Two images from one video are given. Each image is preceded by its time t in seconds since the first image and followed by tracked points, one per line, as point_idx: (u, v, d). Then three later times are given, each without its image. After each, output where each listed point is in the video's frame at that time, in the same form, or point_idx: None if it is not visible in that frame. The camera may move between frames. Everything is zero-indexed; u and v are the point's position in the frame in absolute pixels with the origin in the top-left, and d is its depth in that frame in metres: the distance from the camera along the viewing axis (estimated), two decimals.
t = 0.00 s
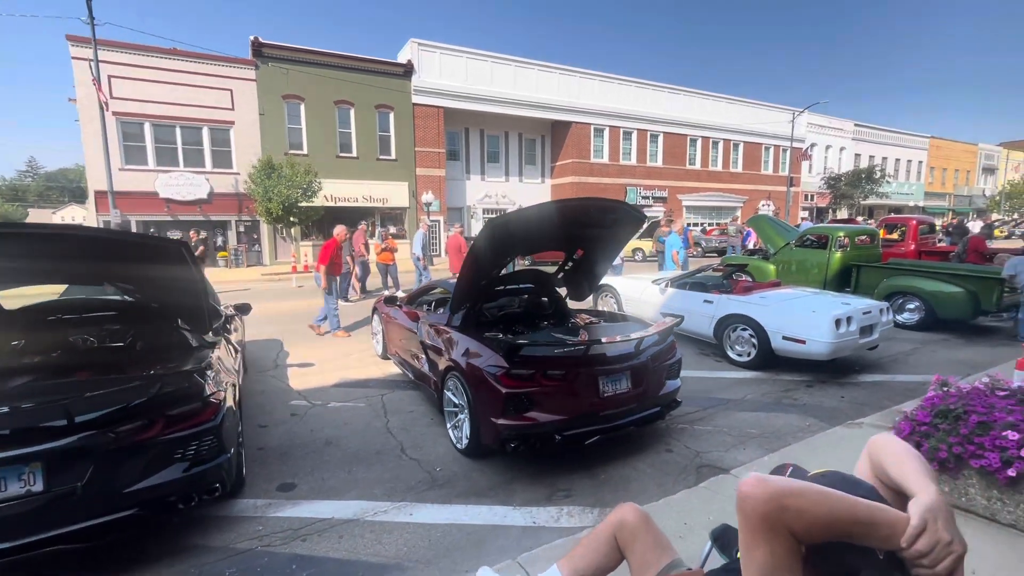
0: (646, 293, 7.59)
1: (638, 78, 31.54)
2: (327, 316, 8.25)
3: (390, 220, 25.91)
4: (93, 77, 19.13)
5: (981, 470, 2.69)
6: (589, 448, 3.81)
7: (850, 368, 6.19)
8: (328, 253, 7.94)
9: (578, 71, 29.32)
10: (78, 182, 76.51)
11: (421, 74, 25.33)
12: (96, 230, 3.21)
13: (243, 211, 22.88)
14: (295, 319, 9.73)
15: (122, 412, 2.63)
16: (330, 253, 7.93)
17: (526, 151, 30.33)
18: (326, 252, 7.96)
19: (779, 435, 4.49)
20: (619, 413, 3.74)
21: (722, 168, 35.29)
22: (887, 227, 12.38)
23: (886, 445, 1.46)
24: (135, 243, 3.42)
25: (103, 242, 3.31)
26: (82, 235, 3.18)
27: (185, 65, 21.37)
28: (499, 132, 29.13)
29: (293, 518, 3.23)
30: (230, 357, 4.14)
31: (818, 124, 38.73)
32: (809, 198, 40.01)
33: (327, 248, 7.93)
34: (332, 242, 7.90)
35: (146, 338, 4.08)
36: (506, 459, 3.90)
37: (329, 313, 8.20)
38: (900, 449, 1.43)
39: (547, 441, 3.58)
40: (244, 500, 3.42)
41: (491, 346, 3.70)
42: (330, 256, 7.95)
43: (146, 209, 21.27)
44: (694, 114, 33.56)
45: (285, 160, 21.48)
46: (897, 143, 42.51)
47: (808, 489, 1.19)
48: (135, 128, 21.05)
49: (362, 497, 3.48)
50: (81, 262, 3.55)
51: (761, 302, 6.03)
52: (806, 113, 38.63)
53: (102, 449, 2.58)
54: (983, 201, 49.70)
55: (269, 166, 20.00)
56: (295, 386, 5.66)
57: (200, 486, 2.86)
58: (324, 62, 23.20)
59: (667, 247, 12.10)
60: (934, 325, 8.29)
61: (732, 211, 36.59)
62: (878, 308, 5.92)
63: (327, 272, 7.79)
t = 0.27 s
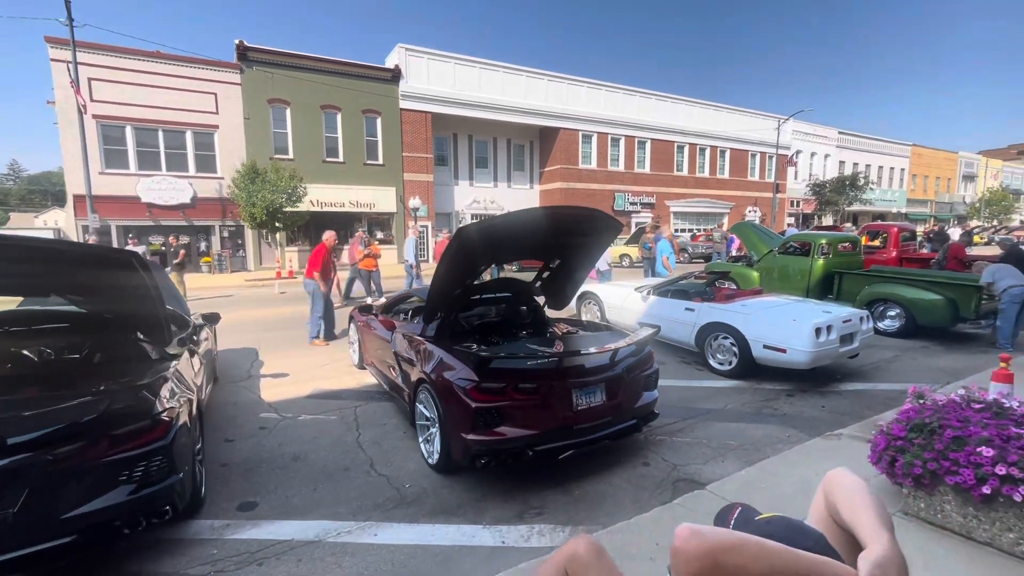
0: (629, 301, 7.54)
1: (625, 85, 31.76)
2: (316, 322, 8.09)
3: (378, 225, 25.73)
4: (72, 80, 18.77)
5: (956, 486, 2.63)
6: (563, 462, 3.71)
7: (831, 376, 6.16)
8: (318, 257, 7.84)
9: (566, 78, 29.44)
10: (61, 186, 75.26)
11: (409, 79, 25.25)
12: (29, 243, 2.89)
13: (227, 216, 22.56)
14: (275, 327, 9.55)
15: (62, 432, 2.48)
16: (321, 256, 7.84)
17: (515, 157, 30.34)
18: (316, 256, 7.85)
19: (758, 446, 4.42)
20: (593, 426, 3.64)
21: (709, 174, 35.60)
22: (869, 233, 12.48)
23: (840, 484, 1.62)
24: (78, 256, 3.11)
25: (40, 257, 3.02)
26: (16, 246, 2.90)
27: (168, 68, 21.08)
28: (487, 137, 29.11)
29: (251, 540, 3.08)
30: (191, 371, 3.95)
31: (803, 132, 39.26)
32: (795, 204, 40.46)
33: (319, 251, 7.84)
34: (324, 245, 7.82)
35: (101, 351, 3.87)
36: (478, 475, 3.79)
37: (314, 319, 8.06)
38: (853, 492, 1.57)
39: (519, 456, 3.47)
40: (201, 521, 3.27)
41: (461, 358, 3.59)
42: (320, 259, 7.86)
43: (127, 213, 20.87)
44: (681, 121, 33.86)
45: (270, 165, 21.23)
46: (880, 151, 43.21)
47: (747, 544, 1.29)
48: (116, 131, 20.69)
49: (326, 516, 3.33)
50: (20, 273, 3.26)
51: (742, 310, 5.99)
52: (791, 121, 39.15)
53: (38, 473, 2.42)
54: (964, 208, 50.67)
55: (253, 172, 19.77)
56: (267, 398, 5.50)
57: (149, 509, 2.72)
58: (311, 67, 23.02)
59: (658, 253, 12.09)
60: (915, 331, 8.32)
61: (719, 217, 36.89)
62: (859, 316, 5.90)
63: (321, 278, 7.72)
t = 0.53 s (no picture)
0: (609, 305, 7.48)
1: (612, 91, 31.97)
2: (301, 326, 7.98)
3: (363, 229, 25.52)
4: (48, 80, 18.37)
5: (927, 496, 2.57)
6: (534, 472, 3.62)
7: (809, 381, 6.15)
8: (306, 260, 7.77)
9: (553, 83, 29.54)
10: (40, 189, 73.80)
11: (395, 83, 25.14)
12: None
13: (209, 220, 22.19)
14: (252, 333, 9.35)
15: None
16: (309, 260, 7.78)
17: (502, 161, 30.31)
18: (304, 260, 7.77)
19: (734, 453, 4.37)
20: (565, 436, 3.56)
21: (695, 179, 35.91)
22: (850, 238, 12.59)
23: (783, 510, 1.59)
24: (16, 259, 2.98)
25: None
26: None
27: (148, 69, 20.73)
28: (474, 141, 29.06)
29: (203, 558, 2.93)
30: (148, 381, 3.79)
31: (787, 138, 39.81)
32: (780, 209, 40.95)
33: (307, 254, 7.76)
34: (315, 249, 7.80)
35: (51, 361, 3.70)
36: (447, 487, 3.67)
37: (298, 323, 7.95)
38: (793, 519, 1.56)
39: (488, 468, 3.36)
40: (154, 538, 3.11)
41: (428, 367, 3.49)
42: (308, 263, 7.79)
43: (105, 216, 20.42)
44: (667, 126, 34.14)
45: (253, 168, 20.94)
46: (862, 157, 43.95)
47: None
48: (94, 133, 20.27)
49: (285, 532, 3.20)
50: None
51: (721, 315, 5.97)
52: (776, 127, 39.68)
53: None
54: (943, 214, 51.70)
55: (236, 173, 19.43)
56: (236, 406, 5.33)
57: (90, 529, 2.57)
58: (295, 69, 22.81)
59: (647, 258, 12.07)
60: (894, 335, 8.38)
61: (705, 222, 37.20)
62: (837, 320, 5.90)
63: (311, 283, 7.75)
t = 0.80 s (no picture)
0: (589, 309, 7.45)
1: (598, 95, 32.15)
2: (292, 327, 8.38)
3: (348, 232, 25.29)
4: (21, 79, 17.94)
5: (892, 503, 2.53)
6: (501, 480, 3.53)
7: (786, 385, 6.15)
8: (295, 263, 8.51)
9: (539, 87, 29.63)
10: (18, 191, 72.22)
11: (380, 85, 25.00)
12: None
13: (190, 223, 21.81)
14: (228, 337, 9.16)
15: None
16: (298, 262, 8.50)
17: (489, 164, 30.28)
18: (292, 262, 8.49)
19: (708, 459, 4.32)
20: (533, 443, 3.48)
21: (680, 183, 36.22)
22: (829, 241, 12.73)
23: (706, 534, 1.54)
24: None
25: None
26: None
27: (126, 69, 20.37)
28: (461, 145, 28.99)
29: None
30: (99, 387, 3.66)
31: (771, 143, 40.35)
32: (764, 213, 41.45)
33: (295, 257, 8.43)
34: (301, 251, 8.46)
35: None
36: (412, 498, 3.57)
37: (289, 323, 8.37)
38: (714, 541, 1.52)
39: (452, 478, 3.27)
40: (100, 555, 2.97)
41: (392, 373, 3.39)
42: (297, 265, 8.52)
43: (81, 219, 19.96)
44: (653, 130, 34.42)
45: (234, 170, 20.61)
46: (844, 162, 44.69)
47: None
48: (70, 133, 19.84)
49: (240, 547, 3.08)
50: None
51: (698, 319, 5.95)
52: (760, 132, 40.18)
53: None
54: (923, 218, 52.74)
55: (214, 176, 19.28)
56: (202, 414, 5.17)
57: (24, 548, 2.45)
58: (278, 71, 22.56)
59: (637, 262, 12.06)
60: (871, 338, 8.45)
61: (691, 225, 37.51)
62: (812, 324, 5.91)
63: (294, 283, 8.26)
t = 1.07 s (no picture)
0: (570, 313, 7.40)
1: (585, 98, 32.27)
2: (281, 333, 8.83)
3: (333, 235, 25.04)
4: None
5: (859, 513, 2.49)
6: (470, 491, 3.44)
7: (765, 389, 6.13)
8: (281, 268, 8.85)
9: (526, 89, 29.65)
10: None
11: (365, 87, 24.82)
12: None
13: (170, 225, 21.42)
14: (204, 342, 8.96)
15: None
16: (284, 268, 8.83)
17: (476, 166, 30.21)
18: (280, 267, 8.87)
19: (683, 466, 4.26)
20: (503, 452, 3.40)
21: (667, 186, 36.47)
22: (810, 244, 12.84)
23: None
24: None
25: None
26: None
27: (105, 69, 19.98)
28: (448, 147, 28.89)
29: None
30: (53, 401, 3.49)
31: (756, 146, 40.78)
32: (750, 216, 41.87)
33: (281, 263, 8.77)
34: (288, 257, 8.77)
35: None
36: (378, 510, 3.46)
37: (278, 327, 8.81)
38: None
39: (418, 489, 3.17)
40: None
41: (356, 383, 3.29)
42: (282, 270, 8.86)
43: (56, 221, 19.50)
44: (640, 133, 34.62)
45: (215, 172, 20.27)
46: (827, 165, 45.35)
47: None
48: (46, 134, 19.41)
49: (194, 565, 2.95)
50: None
51: (676, 323, 5.92)
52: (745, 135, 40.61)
53: None
54: (905, 220, 53.66)
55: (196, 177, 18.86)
56: (168, 423, 5.02)
57: None
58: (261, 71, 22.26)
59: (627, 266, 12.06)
60: (851, 340, 8.49)
61: (678, 228, 37.77)
62: (790, 327, 5.91)
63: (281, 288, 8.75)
